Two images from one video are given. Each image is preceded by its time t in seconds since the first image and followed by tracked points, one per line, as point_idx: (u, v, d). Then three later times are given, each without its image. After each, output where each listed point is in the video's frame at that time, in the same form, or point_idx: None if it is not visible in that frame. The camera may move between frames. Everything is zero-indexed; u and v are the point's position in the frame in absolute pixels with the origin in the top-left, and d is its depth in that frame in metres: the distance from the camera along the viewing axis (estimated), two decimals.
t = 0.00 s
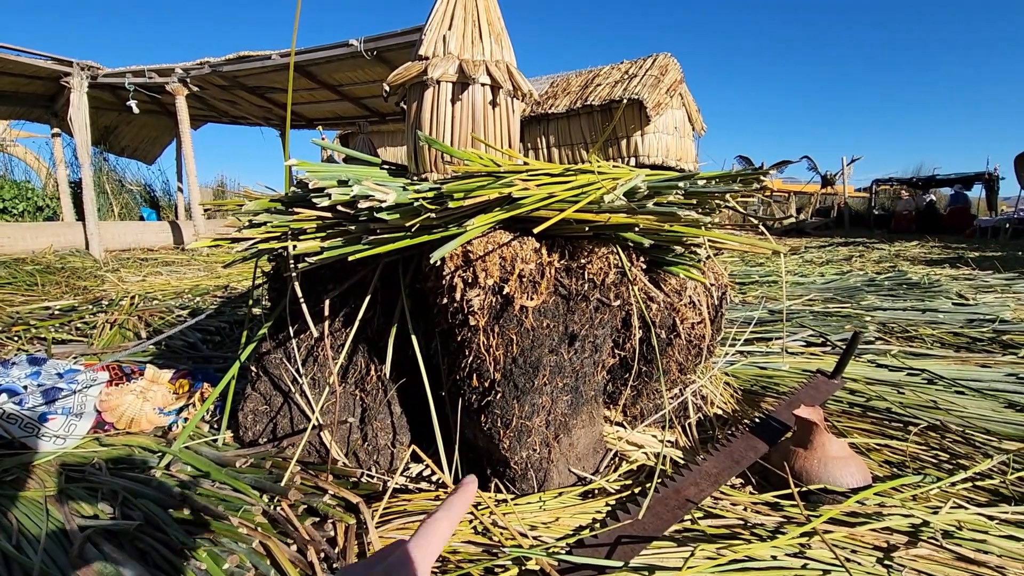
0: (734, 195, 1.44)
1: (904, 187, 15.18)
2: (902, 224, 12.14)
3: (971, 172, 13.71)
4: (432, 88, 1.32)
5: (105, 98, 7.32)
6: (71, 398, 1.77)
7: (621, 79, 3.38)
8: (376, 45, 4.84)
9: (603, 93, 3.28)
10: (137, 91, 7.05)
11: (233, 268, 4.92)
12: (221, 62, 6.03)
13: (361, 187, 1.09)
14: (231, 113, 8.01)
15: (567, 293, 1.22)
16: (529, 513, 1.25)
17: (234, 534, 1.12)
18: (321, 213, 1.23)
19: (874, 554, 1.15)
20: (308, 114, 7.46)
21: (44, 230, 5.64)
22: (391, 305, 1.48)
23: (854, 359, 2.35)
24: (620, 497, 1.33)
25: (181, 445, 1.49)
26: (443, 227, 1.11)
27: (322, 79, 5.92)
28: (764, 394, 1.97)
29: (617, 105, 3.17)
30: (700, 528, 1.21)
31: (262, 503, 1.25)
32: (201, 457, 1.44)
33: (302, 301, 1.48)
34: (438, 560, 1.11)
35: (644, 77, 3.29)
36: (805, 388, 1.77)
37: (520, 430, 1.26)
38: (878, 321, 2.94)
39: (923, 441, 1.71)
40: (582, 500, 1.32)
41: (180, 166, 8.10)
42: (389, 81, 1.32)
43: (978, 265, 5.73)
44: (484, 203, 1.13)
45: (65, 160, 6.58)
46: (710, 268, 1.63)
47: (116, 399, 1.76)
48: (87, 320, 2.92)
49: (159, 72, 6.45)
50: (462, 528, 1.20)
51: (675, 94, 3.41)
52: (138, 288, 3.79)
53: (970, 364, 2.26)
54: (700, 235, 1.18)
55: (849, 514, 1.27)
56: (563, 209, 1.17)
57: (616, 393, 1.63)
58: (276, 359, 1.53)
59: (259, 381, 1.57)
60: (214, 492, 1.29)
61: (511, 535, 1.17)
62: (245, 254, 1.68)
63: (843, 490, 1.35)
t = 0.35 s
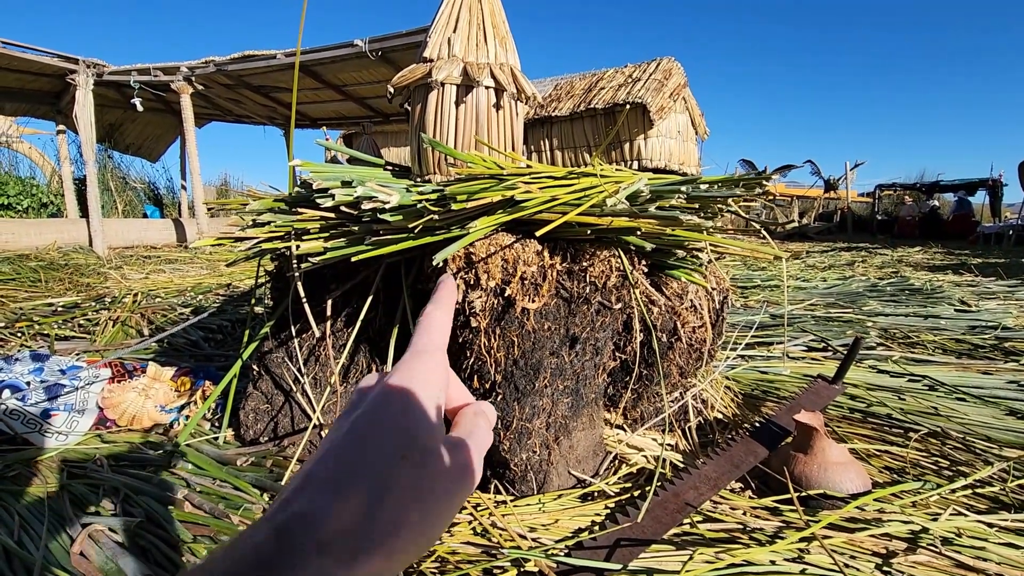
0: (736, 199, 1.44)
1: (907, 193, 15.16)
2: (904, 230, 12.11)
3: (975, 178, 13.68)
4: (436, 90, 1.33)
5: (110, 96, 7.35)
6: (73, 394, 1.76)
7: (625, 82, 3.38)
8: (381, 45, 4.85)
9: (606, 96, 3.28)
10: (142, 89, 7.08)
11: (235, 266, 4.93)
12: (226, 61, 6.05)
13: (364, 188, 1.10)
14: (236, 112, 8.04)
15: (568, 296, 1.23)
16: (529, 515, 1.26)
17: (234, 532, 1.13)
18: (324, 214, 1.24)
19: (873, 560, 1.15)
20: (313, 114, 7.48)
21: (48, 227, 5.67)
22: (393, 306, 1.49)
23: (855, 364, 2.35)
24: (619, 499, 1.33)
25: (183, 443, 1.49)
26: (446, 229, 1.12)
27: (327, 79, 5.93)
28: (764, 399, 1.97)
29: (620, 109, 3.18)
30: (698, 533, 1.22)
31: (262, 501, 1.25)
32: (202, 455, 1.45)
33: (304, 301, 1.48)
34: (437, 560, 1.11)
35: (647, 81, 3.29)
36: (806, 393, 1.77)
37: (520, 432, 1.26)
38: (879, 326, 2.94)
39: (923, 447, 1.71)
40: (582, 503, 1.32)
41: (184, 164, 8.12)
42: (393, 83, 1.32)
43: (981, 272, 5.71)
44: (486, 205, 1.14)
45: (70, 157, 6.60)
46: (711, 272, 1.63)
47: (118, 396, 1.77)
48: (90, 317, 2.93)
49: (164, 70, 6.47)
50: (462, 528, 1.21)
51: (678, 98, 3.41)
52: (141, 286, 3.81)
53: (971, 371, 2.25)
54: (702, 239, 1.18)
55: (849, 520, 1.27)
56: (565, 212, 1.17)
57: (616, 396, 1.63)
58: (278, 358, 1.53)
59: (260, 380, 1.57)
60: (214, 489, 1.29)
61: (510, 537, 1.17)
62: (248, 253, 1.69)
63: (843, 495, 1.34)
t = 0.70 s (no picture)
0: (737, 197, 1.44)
1: (909, 194, 15.13)
2: (906, 231, 12.09)
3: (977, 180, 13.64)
4: (435, 85, 1.32)
5: (112, 91, 7.35)
6: (72, 388, 1.77)
7: (626, 79, 3.37)
8: (382, 42, 4.84)
9: (607, 93, 3.27)
10: (144, 85, 7.08)
11: (236, 262, 4.93)
12: (228, 57, 6.05)
13: (363, 182, 1.09)
14: (237, 108, 8.03)
15: (567, 293, 1.22)
16: (525, 512, 1.25)
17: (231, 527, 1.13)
18: (323, 208, 1.24)
19: (871, 560, 1.14)
20: (314, 111, 7.47)
21: (49, 222, 5.67)
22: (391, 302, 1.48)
23: (855, 364, 2.34)
24: (617, 497, 1.33)
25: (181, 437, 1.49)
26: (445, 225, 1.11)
27: (328, 75, 5.93)
28: (763, 398, 1.96)
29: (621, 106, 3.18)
30: (696, 531, 1.21)
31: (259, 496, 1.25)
32: (200, 450, 1.45)
33: (303, 296, 1.48)
34: (433, 557, 1.11)
35: (648, 78, 3.28)
36: (805, 392, 1.76)
37: (517, 429, 1.26)
38: (880, 327, 2.93)
39: (922, 448, 1.71)
40: (579, 500, 1.32)
41: (186, 159, 8.12)
42: (393, 77, 1.32)
43: (982, 273, 5.70)
44: (485, 201, 1.13)
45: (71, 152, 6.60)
46: (711, 271, 1.63)
47: (116, 390, 1.77)
48: (90, 312, 2.93)
49: (166, 65, 6.47)
50: (458, 525, 1.20)
51: (680, 95, 3.40)
52: (141, 281, 3.80)
53: (971, 372, 2.25)
54: (701, 236, 1.18)
55: (847, 520, 1.27)
56: (565, 209, 1.17)
57: (615, 394, 1.63)
58: (276, 354, 1.53)
59: (258, 375, 1.57)
60: (211, 484, 1.29)
61: (507, 534, 1.17)
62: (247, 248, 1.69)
63: (842, 495, 1.34)
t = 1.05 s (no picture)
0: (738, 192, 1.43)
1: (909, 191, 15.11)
2: (905, 227, 12.09)
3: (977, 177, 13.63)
4: (435, 77, 1.32)
5: (110, 85, 7.32)
6: (71, 382, 1.77)
7: (626, 73, 3.36)
8: (382, 36, 4.82)
9: (608, 87, 3.25)
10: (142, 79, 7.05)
11: (235, 257, 4.92)
12: (227, 51, 6.02)
13: (362, 175, 1.09)
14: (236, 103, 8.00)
15: (567, 286, 1.22)
16: (525, 506, 1.25)
17: (231, 520, 1.13)
18: (322, 201, 1.23)
19: (871, 553, 1.14)
20: (313, 105, 7.45)
21: (49, 217, 5.66)
22: (390, 296, 1.48)
23: (855, 360, 2.34)
24: (617, 491, 1.32)
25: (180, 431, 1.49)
26: (444, 217, 1.11)
27: (328, 70, 5.91)
28: (763, 393, 1.96)
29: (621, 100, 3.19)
30: (696, 525, 1.21)
31: (258, 490, 1.25)
32: (199, 444, 1.45)
33: (302, 290, 1.48)
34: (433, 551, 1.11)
35: (649, 72, 3.27)
36: (805, 387, 1.76)
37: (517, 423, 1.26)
38: (879, 323, 2.93)
39: (921, 442, 1.71)
40: (579, 494, 1.32)
41: (185, 154, 8.10)
42: (392, 69, 1.31)
43: (981, 269, 5.70)
44: (485, 193, 1.13)
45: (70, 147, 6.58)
46: (712, 265, 1.62)
47: (115, 384, 1.77)
48: (89, 307, 2.92)
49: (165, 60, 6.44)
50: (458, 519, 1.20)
51: (681, 89, 3.39)
52: (140, 276, 3.79)
53: (971, 367, 2.25)
54: (702, 230, 1.17)
55: (846, 514, 1.27)
56: (565, 201, 1.16)
57: (614, 389, 1.63)
58: (275, 347, 1.52)
59: (258, 370, 1.57)
60: (211, 478, 1.29)
61: (507, 527, 1.17)
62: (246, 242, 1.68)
63: (841, 489, 1.34)
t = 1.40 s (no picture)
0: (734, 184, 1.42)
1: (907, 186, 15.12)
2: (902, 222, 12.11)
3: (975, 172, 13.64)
4: (428, 68, 1.30)
5: (104, 78, 7.26)
6: (64, 377, 1.74)
7: (624, 65, 3.34)
8: (378, 29, 4.80)
9: (604, 79, 3.23)
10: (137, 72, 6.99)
11: (231, 252, 4.90)
12: (222, 44, 5.97)
13: (354, 166, 1.08)
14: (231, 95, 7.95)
15: (562, 280, 1.22)
16: (519, 500, 1.25)
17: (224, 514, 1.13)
18: (314, 194, 1.22)
19: (864, 546, 1.15)
20: (309, 98, 7.40)
21: (43, 210, 5.63)
22: (385, 290, 1.47)
23: (851, 354, 2.34)
24: (611, 485, 1.32)
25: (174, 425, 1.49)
26: (437, 210, 1.10)
27: (324, 63, 5.87)
28: (759, 387, 1.96)
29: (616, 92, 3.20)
30: (689, 518, 1.21)
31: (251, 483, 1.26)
32: (193, 438, 1.44)
33: (295, 283, 1.47)
34: (426, 544, 1.10)
35: (646, 64, 3.26)
36: (800, 381, 1.76)
37: (511, 417, 1.25)
38: (876, 317, 2.93)
39: (915, 436, 1.71)
40: (573, 488, 1.32)
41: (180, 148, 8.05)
42: (386, 60, 1.30)
43: (978, 264, 5.71)
44: (478, 185, 1.12)
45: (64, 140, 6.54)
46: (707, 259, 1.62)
47: (109, 378, 1.76)
48: (84, 300, 2.91)
49: (159, 52, 6.39)
50: (452, 512, 1.20)
51: (678, 82, 3.37)
52: (135, 270, 3.78)
53: (966, 361, 2.25)
54: (697, 223, 1.16)
55: (840, 507, 1.27)
56: (559, 194, 1.15)
57: (610, 382, 1.62)
58: (269, 341, 1.52)
59: (252, 364, 1.56)
60: (204, 472, 1.29)
61: (500, 521, 1.16)
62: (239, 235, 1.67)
63: (835, 483, 1.35)
